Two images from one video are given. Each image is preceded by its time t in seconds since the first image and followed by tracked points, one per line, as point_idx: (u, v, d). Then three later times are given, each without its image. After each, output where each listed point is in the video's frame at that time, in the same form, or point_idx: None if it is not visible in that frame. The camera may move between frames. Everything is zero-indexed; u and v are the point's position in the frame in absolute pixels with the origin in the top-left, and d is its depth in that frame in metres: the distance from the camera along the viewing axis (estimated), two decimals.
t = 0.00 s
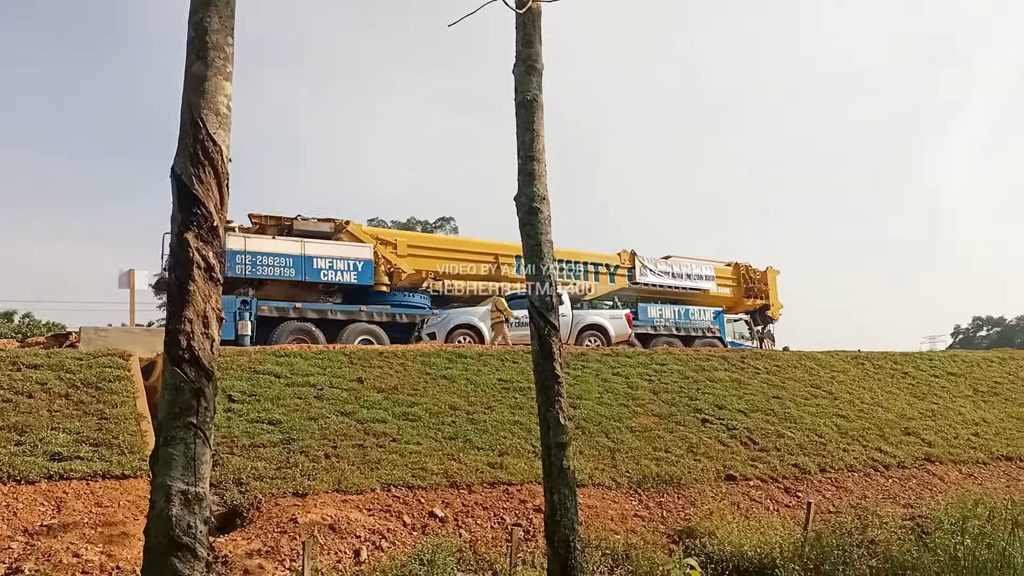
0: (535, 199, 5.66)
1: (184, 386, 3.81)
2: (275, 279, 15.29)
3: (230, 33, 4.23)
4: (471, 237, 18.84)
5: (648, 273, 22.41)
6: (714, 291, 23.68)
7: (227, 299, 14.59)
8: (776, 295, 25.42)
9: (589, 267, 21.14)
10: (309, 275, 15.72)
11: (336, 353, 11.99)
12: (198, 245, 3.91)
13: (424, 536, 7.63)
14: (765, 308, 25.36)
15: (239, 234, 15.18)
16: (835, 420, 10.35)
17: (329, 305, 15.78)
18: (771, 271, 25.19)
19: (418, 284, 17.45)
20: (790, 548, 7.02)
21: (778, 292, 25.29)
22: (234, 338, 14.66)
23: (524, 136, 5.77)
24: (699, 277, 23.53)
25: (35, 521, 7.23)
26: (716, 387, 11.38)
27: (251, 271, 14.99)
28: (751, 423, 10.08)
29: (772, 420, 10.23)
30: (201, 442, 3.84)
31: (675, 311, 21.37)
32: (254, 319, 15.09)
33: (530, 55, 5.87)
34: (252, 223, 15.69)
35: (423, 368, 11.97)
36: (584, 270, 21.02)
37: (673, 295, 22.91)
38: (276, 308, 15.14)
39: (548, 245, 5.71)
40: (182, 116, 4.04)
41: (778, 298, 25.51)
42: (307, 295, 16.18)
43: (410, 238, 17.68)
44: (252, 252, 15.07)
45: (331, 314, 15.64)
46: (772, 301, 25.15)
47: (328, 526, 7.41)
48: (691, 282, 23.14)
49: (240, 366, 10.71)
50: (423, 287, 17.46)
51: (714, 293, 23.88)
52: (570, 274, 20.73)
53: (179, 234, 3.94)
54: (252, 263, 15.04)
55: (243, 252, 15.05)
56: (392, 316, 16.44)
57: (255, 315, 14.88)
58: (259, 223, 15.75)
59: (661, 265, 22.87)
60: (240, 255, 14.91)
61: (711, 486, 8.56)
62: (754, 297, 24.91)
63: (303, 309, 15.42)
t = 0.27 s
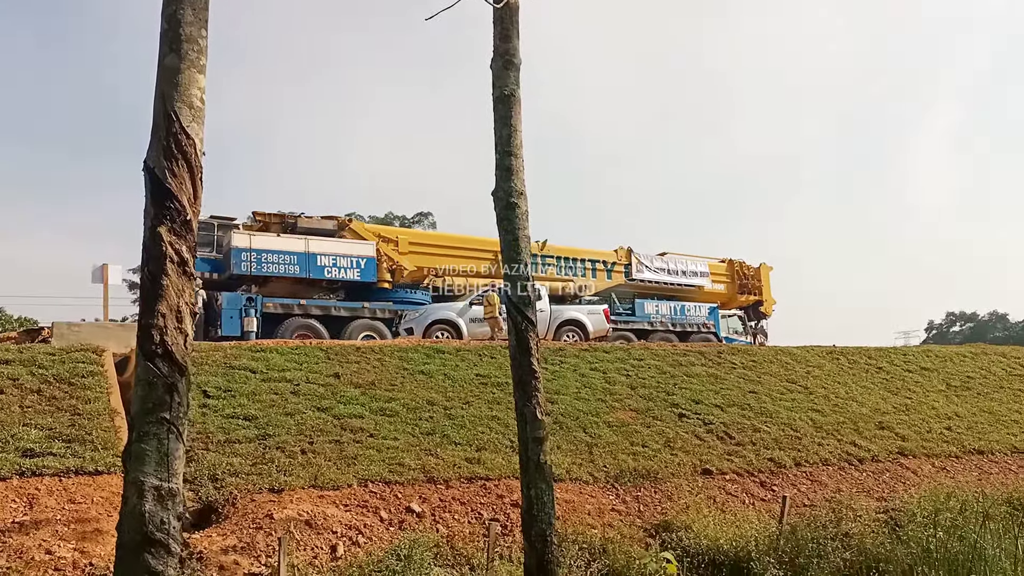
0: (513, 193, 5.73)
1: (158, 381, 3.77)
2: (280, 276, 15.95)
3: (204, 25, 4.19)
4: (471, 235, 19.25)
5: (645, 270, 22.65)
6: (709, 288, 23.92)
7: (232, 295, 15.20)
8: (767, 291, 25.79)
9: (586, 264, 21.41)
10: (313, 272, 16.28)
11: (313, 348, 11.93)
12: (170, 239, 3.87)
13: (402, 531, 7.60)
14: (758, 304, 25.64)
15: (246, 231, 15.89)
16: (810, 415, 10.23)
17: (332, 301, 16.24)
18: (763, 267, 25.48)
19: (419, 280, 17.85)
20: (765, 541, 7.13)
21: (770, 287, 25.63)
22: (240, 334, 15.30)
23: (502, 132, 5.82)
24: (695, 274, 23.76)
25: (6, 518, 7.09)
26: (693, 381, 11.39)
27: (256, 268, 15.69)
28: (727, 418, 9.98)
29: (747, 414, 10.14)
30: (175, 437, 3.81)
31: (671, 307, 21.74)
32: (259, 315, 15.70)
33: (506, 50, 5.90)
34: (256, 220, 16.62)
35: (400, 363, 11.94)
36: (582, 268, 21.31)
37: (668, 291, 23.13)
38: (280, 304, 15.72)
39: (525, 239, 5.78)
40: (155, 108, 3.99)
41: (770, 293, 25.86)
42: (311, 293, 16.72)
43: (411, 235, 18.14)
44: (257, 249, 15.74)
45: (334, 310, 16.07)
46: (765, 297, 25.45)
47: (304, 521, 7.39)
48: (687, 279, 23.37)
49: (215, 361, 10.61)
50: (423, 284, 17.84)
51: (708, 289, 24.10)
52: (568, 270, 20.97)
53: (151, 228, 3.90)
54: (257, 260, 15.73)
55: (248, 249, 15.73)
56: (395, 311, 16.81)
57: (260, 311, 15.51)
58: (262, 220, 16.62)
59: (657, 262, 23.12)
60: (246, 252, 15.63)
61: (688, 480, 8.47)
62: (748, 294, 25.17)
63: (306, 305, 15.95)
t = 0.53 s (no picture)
0: (487, 187, 5.80)
1: (125, 376, 3.72)
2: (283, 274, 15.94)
3: (172, 16, 4.13)
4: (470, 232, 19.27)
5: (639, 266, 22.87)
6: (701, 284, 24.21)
7: (235, 292, 15.27)
8: (759, 286, 25.99)
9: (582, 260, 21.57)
10: (315, 270, 16.26)
11: (287, 344, 11.83)
12: (138, 232, 3.82)
13: (376, 528, 7.55)
14: (749, 300, 25.90)
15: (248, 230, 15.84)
16: (783, 408, 10.27)
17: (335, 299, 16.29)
18: (755, 263, 25.73)
19: (419, 278, 17.90)
20: (738, 534, 7.24)
21: (762, 283, 25.87)
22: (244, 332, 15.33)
23: (477, 126, 5.89)
24: (687, 270, 24.05)
25: None
26: (668, 376, 11.45)
27: (259, 266, 15.68)
28: (702, 411, 9.97)
29: (722, 408, 10.15)
30: (143, 432, 3.76)
31: (666, 303, 21.92)
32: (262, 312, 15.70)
33: (481, 43, 5.98)
34: (258, 219, 16.80)
35: (375, 359, 11.88)
36: (577, 264, 21.50)
37: (661, 287, 23.38)
38: (283, 302, 15.73)
39: (500, 233, 5.80)
40: (122, 100, 3.93)
41: (761, 289, 26.07)
42: (312, 290, 16.74)
43: (411, 232, 18.11)
44: (260, 247, 15.72)
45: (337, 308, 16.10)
46: (756, 292, 25.72)
47: (278, 518, 7.34)
48: (679, 275, 23.63)
49: (188, 357, 10.48)
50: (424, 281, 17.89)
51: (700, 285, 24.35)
52: (564, 266, 21.19)
53: (118, 221, 3.84)
54: (260, 258, 15.71)
55: (250, 247, 15.70)
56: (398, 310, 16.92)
57: (264, 310, 15.53)
58: (263, 218, 16.78)
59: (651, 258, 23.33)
60: (248, 250, 15.61)
61: (662, 474, 8.46)
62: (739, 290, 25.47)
63: (309, 303, 15.95)
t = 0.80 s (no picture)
0: (460, 184, 5.89)
1: (90, 374, 3.65)
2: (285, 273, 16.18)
3: (139, 9, 4.06)
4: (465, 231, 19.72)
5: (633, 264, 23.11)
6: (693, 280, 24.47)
7: (238, 292, 15.35)
8: (750, 283, 26.21)
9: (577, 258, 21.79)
10: (317, 268, 16.54)
11: (260, 341, 11.68)
12: (104, 228, 3.75)
13: (352, 526, 7.48)
14: (739, 297, 26.19)
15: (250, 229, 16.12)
16: (756, 404, 10.41)
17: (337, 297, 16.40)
18: (746, 260, 25.98)
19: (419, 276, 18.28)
20: (712, 529, 7.36)
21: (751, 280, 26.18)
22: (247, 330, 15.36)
23: (451, 122, 5.97)
24: (679, 267, 24.34)
25: None
26: (642, 373, 11.53)
27: (262, 264, 15.95)
28: (676, 408, 10.03)
29: (696, 404, 10.24)
30: (109, 431, 3.70)
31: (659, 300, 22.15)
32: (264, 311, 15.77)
33: (455, 39, 6.08)
34: (258, 216, 16.96)
35: (349, 356, 11.76)
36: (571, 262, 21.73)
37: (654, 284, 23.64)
38: (286, 301, 15.85)
39: (474, 230, 5.86)
40: (87, 94, 3.86)
41: (752, 285, 26.32)
42: (312, 287, 17.03)
43: (409, 232, 18.48)
44: (263, 246, 16.00)
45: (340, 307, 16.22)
46: (746, 290, 26.01)
47: (251, 516, 7.26)
48: (671, 272, 23.89)
49: (158, 354, 10.31)
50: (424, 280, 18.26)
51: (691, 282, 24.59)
52: (559, 264, 21.42)
53: (83, 217, 3.77)
54: (263, 256, 15.99)
55: (254, 246, 15.99)
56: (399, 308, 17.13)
57: (266, 308, 15.59)
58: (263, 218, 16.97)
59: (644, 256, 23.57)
60: (251, 249, 15.89)
61: (637, 470, 8.45)
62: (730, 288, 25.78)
63: (311, 301, 16.04)
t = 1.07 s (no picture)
0: (435, 182, 5.94)
1: (58, 373, 3.59)
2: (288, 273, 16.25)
3: (108, 3, 4.00)
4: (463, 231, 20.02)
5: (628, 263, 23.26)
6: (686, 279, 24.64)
7: (243, 292, 15.67)
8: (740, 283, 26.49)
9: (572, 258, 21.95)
10: (319, 269, 16.61)
11: (234, 339, 11.54)
12: (71, 225, 3.68)
13: (325, 526, 7.42)
14: (731, 296, 26.38)
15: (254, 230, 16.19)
16: (732, 402, 10.46)
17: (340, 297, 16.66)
18: (737, 260, 26.10)
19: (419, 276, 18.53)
20: (687, 526, 7.34)
21: (743, 280, 26.35)
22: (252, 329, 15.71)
23: (427, 119, 6.03)
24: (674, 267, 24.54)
25: None
26: (619, 371, 11.53)
27: (265, 265, 16.01)
28: (652, 405, 10.02)
29: (672, 402, 10.25)
30: (77, 430, 3.64)
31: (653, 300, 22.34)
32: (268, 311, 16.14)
33: (430, 37, 6.14)
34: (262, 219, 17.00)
35: (324, 354, 11.59)
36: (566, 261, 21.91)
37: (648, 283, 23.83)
38: (290, 300, 16.31)
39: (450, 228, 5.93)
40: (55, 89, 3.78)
41: (741, 285, 26.55)
42: (313, 287, 16.99)
43: (409, 232, 18.68)
44: (266, 247, 16.07)
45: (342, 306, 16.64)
46: (738, 289, 26.20)
47: (224, 516, 7.18)
48: (666, 271, 24.03)
49: (130, 353, 10.18)
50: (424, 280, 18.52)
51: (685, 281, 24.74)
52: (556, 264, 21.54)
53: (50, 214, 3.70)
54: (266, 257, 16.06)
55: (257, 247, 16.05)
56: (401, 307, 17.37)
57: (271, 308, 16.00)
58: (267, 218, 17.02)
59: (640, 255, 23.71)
60: (255, 249, 15.96)
61: (613, 468, 8.40)
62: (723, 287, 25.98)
63: (314, 301, 16.47)
